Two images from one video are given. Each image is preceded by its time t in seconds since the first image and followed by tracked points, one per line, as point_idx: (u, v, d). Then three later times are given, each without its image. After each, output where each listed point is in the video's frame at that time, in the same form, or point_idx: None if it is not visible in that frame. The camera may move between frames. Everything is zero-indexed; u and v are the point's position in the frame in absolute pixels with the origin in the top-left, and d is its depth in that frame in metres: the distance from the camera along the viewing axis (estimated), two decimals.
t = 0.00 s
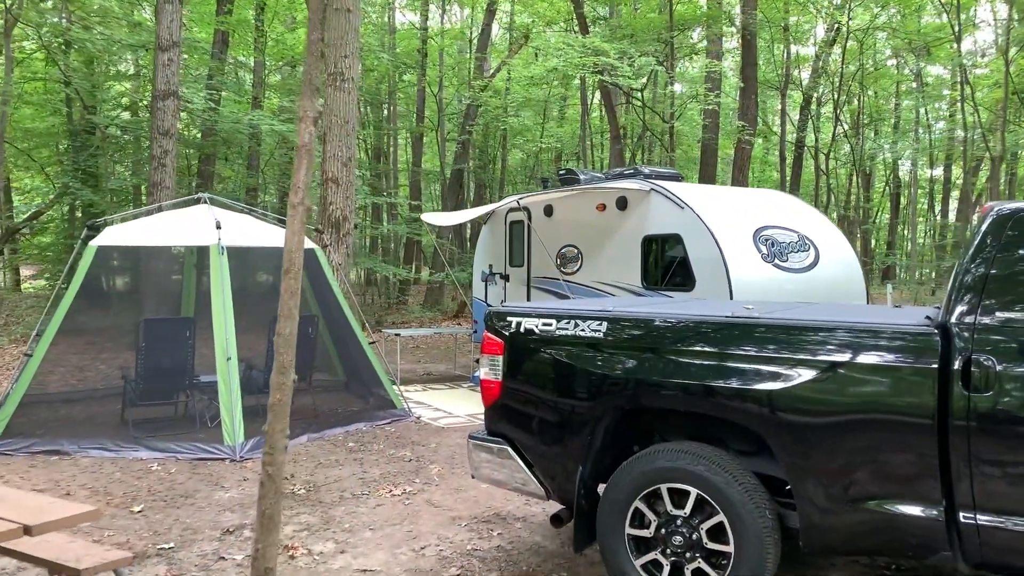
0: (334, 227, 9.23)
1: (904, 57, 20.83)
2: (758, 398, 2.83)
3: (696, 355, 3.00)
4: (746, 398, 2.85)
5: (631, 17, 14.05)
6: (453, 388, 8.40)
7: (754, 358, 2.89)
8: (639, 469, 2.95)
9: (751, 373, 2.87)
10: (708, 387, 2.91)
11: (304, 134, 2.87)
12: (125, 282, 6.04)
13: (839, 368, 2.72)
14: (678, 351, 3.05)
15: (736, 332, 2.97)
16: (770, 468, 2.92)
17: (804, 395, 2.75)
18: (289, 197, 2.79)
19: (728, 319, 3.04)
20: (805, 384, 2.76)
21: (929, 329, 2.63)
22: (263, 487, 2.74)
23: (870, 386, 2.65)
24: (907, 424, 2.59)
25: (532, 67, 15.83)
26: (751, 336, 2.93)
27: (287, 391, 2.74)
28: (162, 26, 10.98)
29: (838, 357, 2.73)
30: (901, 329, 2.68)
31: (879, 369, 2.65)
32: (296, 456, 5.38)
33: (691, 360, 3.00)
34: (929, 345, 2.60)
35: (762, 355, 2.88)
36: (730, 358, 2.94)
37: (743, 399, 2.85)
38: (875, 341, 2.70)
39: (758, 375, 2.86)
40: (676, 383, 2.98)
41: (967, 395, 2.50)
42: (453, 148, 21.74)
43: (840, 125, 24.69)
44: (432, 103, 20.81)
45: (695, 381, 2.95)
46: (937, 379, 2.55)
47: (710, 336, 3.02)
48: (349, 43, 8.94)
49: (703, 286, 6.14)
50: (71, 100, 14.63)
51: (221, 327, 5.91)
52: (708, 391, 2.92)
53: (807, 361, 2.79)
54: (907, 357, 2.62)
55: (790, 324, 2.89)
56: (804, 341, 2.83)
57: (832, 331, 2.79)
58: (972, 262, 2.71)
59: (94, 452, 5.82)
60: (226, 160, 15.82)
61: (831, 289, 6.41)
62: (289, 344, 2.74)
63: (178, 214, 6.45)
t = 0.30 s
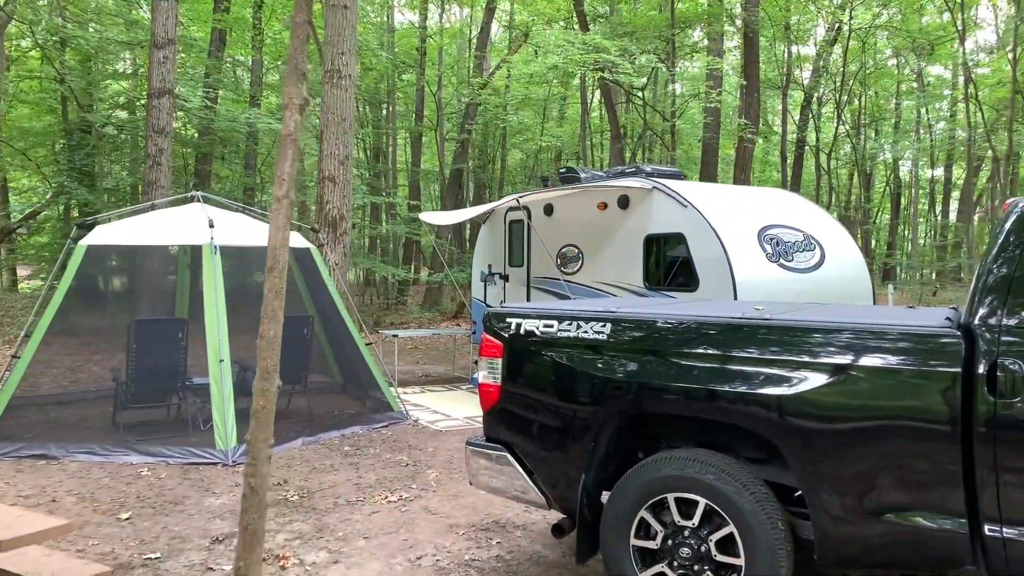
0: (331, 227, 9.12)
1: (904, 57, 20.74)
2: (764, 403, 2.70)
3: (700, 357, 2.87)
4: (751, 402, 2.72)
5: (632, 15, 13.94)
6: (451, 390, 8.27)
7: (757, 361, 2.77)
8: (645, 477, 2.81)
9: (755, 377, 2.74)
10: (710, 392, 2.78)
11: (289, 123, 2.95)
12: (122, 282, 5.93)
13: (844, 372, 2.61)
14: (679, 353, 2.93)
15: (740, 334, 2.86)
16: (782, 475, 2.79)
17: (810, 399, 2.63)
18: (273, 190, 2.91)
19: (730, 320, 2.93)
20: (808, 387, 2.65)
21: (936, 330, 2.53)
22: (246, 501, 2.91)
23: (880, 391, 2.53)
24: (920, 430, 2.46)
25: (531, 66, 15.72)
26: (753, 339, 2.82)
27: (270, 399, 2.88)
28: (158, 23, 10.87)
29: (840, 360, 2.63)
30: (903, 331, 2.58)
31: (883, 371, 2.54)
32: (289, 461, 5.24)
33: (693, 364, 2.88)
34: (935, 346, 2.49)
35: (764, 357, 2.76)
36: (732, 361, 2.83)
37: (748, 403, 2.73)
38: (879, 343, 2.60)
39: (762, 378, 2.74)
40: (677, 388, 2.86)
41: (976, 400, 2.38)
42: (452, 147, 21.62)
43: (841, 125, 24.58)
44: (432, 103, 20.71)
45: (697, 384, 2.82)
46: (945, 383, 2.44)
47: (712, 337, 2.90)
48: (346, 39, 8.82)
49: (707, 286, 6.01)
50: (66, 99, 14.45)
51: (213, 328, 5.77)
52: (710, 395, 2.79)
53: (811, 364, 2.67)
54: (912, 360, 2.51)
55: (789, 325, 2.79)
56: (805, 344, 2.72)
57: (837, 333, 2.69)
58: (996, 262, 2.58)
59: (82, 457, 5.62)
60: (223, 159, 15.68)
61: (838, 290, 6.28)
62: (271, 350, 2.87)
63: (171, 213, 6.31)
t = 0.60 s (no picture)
0: (328, 226, 8.98)
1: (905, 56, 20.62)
2: (772, 407, 2.57)
3: (704, 360, 2.76)
4: (758, 406, 2.60)
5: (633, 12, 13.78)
6: (450, 392, 8.14)
7: (762, 364, 2.66)
8: (656, 487, 2.66)
9: (761, 381, 2.62)
10: (714, 395, 2.66)
11: (277, 108, 2.97)
12: (118, 282, 5.77)
13: (850, 375, 2.50)
14: (682, 355, 2.82)
15: (745, 336, 2.74)
16: (799, 485, 2.65)
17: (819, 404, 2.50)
18: (260, 182, 2.92)
19: (734, 322, 2.82)
20: (816, 391, 2.53)
21: (940, 332, 2.43)
22: (231, 515, 2.95)
23: (900, 395, 2.39)
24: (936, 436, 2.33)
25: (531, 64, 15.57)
26: (757, 341, 2.71)
27: (256, 407, 2.91)
28: (153, 18, 10.73)
29: (843, 363, 2.53)
30: (908, 333, 2.48)
31: (888, 375, 2.43)
32: (284, 466, 5.09)
33: (696, 366, 2.76)
34: (942, 348, 2.38)
35: (767, 360, 2.66)
36: (736, 363, 2.72)
37: (753, 407, 2.61)
38: (881, 345, 2.50)
39: (767, 382, 2.62)
40: (680, 391, 2.74)
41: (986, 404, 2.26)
42: (452, 147, 21.49)
43: (842, 124, 24.43)
44: (432, 101, 20.54)
45: (701, 388, 2.70)
46: (953, 386, 2.32)
47: (715, 339, 2.79)
48: (343, 35, 8.67)
49: (712, 286, 5.88)
50: (61, 97, 14.26)
51: (207, 330, 5.61)
52: (714, 398, 2.68)
53: (816, 366, 2.57)
54: (918, 364, 2.41)
55: (791, 327, 2.69)
56: (810, 346, 2.62)
57: (844, 335, 2.58)
58: None
59: (71, 462, 5.40)
60: (221, 159, 15.50)
61: (846, 290, 6.14)
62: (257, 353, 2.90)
63: (165, 212, 6.19)
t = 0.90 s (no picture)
0: (327, 226, 8.87)
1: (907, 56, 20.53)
2: (780, 413, 2.46)
3: (708, 365, 2.65)
4: (768, 411, 2.48)
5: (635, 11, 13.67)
6: (451, 395, 8.03)
7: (766, 369, 2.55)
8: (671, 499, 2.54)
9: (767, 387, 2.52)
10: (719, 401, 2.55)
11: (272, 99, 2.87)
12: (117, 283, 5.63)
13: (858, 381, 2.39)
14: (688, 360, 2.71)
15: (750, 340, 2.64)
16: (817, 496, 2.52)
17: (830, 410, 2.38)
18: (255, 179, 2.83)
19: (740, 325, 2.72)
20: (824, 398, 2.42)
21: (944, 337, 2.33)
22: (224, 535, 2.89)
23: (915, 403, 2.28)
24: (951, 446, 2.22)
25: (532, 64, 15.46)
26: (763, 344, 2.61)
27: (251, 419, 2.86)
28: (150, 16, 10.64)
29: (847, 367, 2.43)
30: (910, 337, 2.38)
31: (893, 380, 2.33)
32: (282, 471, 4.97)
33: (701, 371, 2.65)
34: (947, 353, 2.28)
35: (772, 365, 2.55)
36: (741, 369, 2.61)
37: (761, 413, 2.49)
38: (882, 350, 2.41)
39: (773, 388, 2.51)
40: (685, 398, 2.62)
41: (998, 410, 2.15)
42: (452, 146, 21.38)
43: (844, 125, 24.34)
44: (431, 101, 20.43)
45: (705, 394, 2.59)
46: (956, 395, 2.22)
47: (720, 343, 2.68)
48: (343, 32, 8.55)
49: (719, 287, 5.77)
50: (58, 96, 14.11)
51: (204, 333, 5.49)
52: (720, 405, 2.56)
53: (821, 371, 2.46)
54: (925, 368, 2.30)
55: (795, 332, 2.60)
56: (816, 352, 2.51)
57: (850, 339, 2.48)
58: None
59: (63, 468, 5.27)
60: (219, 159, 15.37)
61: (855, 292, 6.01)
62: (252, 361, 2.84)
63: (162, 211, 6.08)
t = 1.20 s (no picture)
0: (328, 227, 8.76)
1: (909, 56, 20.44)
2: (790, 418, 2.36)
3: (711, 368, 2.56)
4: (775, 416, 2.39)
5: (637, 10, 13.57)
6: (454, 397, 7.93)
7: (769, 372, 2.46)
8: (695, 510, 2.43)
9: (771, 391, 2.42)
10: (726, 407, 2.46)
11: (280, 86, 2.82)
12: (115, 284, 5.53)
13: (865, 386, 2.30)
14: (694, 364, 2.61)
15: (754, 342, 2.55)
16: (851, 509, 2.40)
17: (842, 416, 2.28)
18: (262, 172, 2.79)
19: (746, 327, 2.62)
20: (832, 402, 2.33)
21: (948, 337, 2.24)
22: (229, 554, 2.87)
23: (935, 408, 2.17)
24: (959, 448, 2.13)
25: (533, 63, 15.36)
26: (768, 347, 2.52)
27: (256, 432, 2.81)
28: (149, 14, 10.54)
29: (852, 370, 2.33)
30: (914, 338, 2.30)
31: (898, 384, 2.24)
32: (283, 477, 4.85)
33: (709, 377, 2.55)
34: (951, 355, 2.19)
35: (778, 368, 2.45)
36: (746, 372, 2.51)
37: (767, 419, 2.40)
38: (885, 353, 2.32)
39: (777, 392, 2.42)
40: (693, 403, 2.53)
41: (1005, 411, 2.06)
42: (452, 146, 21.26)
43: (845, 126, 24.24)
44: (431, 101, 20.31)
45: (712, 399, 2.50)
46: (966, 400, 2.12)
47: (727, 345, 2.58)
48: (344, 30, 8.42)
49: (729, 288, 5.66)
50: (56, 96, 13.98)
51: (203, 335, 5.39)
52: (727, 411, 2.47)
53: (827, 375, 2.37)
54: (929, 371, 2.21)
55: (799, 332, 2.47)
56: (820, 354, 2.42)
57: (854, 340, 2.38)
58: None
59: (59, 473, 5.13)
60: (218, 159, 15.25)
61: (866, 293, 5.90)
62: (258, 367, 2.80)
63: (162, 210, 5.96)
